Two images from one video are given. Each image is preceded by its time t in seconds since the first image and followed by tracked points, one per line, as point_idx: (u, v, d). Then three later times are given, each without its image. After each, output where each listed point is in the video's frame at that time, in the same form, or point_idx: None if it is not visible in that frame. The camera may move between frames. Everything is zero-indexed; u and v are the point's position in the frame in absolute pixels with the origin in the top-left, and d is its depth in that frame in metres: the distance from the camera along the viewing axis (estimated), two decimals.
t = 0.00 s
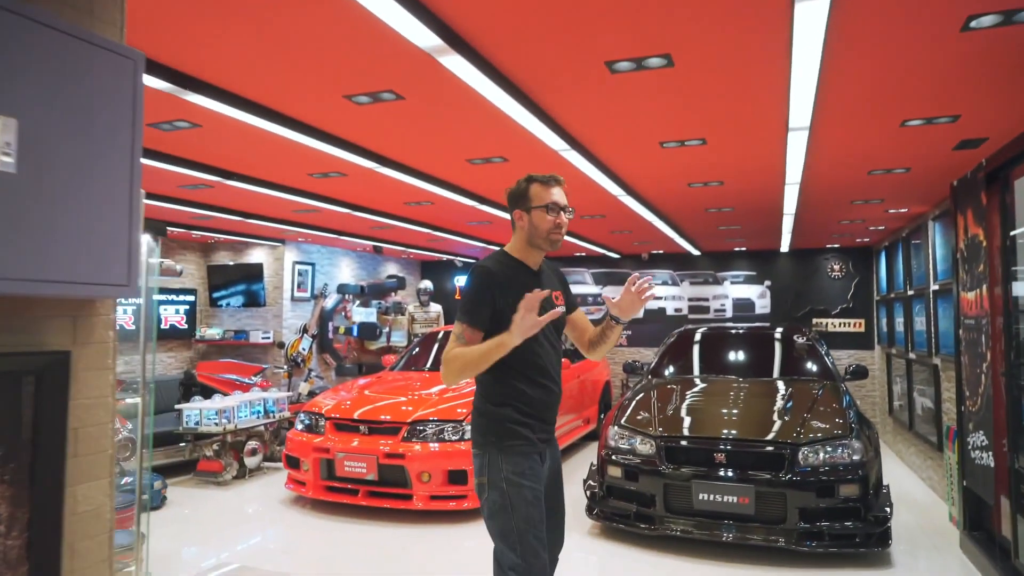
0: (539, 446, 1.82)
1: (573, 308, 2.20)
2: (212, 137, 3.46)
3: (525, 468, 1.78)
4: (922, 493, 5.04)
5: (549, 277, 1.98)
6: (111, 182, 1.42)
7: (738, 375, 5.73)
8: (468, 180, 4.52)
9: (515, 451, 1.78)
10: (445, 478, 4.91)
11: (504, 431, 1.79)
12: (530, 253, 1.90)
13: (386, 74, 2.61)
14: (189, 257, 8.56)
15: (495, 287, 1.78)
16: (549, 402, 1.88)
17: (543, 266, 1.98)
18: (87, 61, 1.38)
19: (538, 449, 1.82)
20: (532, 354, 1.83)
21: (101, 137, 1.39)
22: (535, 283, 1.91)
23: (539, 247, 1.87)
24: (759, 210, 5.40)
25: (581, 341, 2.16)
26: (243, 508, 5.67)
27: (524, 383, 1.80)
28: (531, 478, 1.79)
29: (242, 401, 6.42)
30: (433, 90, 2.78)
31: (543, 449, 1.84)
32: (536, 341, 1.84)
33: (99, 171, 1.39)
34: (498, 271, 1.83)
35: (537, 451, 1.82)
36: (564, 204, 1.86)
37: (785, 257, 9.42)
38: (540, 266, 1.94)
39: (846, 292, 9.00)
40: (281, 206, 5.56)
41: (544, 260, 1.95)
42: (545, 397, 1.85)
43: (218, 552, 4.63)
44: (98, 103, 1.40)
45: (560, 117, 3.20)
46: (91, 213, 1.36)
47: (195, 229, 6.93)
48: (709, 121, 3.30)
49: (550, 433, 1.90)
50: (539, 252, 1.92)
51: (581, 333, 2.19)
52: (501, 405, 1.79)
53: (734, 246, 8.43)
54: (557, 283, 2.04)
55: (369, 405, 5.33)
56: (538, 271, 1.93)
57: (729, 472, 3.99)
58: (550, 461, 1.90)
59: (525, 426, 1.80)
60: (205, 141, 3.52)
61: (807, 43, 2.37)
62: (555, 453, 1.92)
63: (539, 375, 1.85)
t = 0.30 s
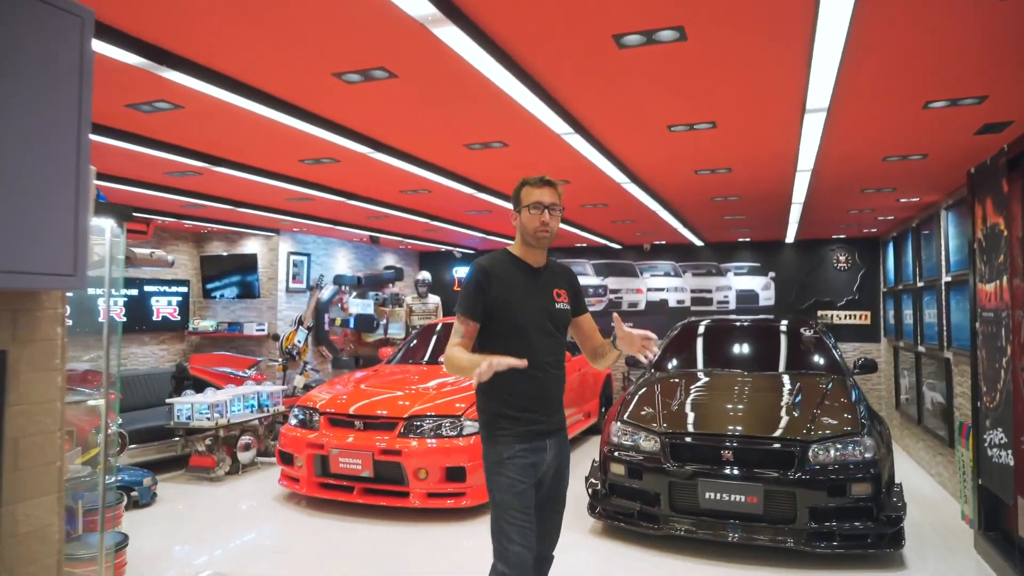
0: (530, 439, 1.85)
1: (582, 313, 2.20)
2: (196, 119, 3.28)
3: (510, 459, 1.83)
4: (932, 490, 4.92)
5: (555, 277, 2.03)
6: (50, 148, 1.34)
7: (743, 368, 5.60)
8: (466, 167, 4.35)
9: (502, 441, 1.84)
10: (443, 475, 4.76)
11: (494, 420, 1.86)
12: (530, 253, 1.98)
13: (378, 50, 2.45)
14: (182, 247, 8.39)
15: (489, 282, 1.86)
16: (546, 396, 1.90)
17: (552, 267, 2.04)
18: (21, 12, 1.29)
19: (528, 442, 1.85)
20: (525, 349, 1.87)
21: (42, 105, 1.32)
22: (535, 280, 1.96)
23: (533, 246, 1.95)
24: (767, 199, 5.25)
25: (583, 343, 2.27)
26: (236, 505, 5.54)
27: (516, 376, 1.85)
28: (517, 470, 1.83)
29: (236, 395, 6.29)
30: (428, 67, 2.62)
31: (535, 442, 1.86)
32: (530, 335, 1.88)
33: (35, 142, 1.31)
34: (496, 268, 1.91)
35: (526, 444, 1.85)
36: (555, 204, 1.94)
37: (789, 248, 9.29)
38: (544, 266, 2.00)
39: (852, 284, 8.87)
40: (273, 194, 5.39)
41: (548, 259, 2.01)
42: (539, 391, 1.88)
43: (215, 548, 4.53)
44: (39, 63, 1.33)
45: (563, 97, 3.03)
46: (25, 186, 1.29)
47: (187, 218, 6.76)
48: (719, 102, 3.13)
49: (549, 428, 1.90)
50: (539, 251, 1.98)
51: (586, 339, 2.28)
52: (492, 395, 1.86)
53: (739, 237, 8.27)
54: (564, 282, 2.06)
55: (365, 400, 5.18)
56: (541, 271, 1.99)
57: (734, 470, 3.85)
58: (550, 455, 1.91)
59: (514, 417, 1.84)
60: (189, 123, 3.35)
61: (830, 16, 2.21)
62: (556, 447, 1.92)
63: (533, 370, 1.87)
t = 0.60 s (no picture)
0: (510, 423, 1.84)
1: (587, 307, 2.11)
2: (177, 101, 3.11)
3: (484, 441, 1.84)
4: (941, 489, 4.80)
5: (561, 265, 2.00)
6: None
7: (747, 363, 5.48)
8: (464, 155, 4.20)
9: (479, 422, 1.86)
10: (439, 474, 4.63)
11: (478, 402, 1.88)
12: (533, 240, 1.97)
13: (369, 24, 2.29)
14: (173, 240, 8.22)
15: (486, 264, 1.89)
16: (529, 383, 1.87)
17: (561, 255, 2.01)
18: None
19: (505, 427, 1.84)
20: (512, 332, 1.87)
21: None
22: (535, 267, 1.94)
23: (534, 232, 1.95)
24: (773, 190, 5.13)
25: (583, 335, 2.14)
26: (228, 504, 5.42)
27: (500, 358, 1.86)
28: (490, 452, 1.83)
29: (227, 391, 6.16)
30: (422, 44, 2.46)
31: (513, 427, 1.85)
32: (518, 320, 1.87)
33: None
34: (496, 251, 1.93)
35: (503, 428, 1.84)
36: (553, 187, 1.91)
37: (793, 241, 9.18)
38: (549, 253, 1.98)
39: (857, 277, 8.79)
40: (264, 184, 5.22)
41: (553, 246, 1.99)
42: (522, 377, 1.86)
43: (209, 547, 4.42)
44: None
45: (565, 79, 2.86)
46: None
47: (176, 210, 6.58)
48: (730, 85, 2.97)
49: (532, 414, 1.87)
50: (544, 238, 1.97)
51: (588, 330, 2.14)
52: (478, 376, 1.90)
53: (742, 230, 8.13)
54: (570, 273, 2.01)
55: (360, 397, 5.02)
56: (546, 256, 1.99)
57: (741, 471, 3.71)
58: (532, 442, 1.88)
59: (493, 399, 1.85)
60: (169, 106, 3.17)
61: None
62: (539, 435, 1.89)
63: (517, 355, 1.86)
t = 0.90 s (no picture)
0: (486, 426, 1.73)
1: (567, 308, 1.96)
2: (151, 82, 2.93)
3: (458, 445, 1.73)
4: (949, 490, 4.67)
5: (542, 261, 1.84)
6: None
7: (749, 360, 5.34)
8: (459, 144, 4.03)
9: (456, 423, 1.76)
10: (433, 476, 4.46)
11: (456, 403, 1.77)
12: (514, 234, 1.82)
13: None
14: (160, 234, 8.03)
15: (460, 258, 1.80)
16: (506, 383, 1.74)
17: (544, 251, 1.85)
18: None
19: (481, 430, 1.73)
20: (486, 329, 1.75)
21: None
22: (514, 261, 1.80)
23: (514, 225, 1.80)
24: (778, 183, 4.99)
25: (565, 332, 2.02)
26: (215, 506, 5.25)
27: (478, 357, 1.75)
28: (463, 457, 1.72)
29: (214, 390, 6.00)
30: (412, 19, 2.28)
31: (486, 430, 1.72)
32: (492, 316, 1.75)
33: None
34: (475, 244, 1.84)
35: (476, 431, 1.72)
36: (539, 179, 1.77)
37: (794, 236, 9.07)
38: (530, 248, 1.83)
39: (860, 273, 8.69)
40: (251, 176, 5.04)
41: (536, 241, 1.83)
42: (498, 376, 1.74)
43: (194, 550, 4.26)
44: None
45: (565, 59, 2.69)
46: None
47: (162, 203, 6.40)
48: (739, 66, 2.80)
49: (511, 416, 1.74)
50: (525, 232, 1.82)
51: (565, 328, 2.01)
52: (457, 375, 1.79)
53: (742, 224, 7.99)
54: (555, 270, 1.86)
55: (352, 396, 4.85)
56: (527, 253, 1.83)
57: (745, 474, 3.56)
58: (512, 444, 1.75)
59: (467, 400, 1.74)
60: (144, 87, 3.00)
61: None
62: (519, 438, 1.76)
63: (492, 353, 1.74)
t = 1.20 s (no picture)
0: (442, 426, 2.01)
1: (529, 307, 2.17)
2: (114, 63, 2.77)
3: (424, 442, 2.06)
4: (951, 493, 4.56)
5: (498, 263, 2.09)
6: None
7: (747, 359, 5.21)
8: (448, 135, 3.87)
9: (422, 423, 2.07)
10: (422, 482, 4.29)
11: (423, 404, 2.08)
12: (470, 238, 2.10)
13: None
14: (141, 230, 7.82)
15: (418, 274, 2.09)
16: (459, 388, 2.00)
17: (500, 252, 2.11)
18: None
19: (439, 429, 2.02)
20: (438, 340, 2.03)
21: None
22: (468, 268, 2.06)
23: (470, 230, 2.08)
24: (777, 177, 4.87)
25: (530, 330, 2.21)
26: (196, 512, 5.06)
27: (436, 363, 2.04)
28: (427, 452, 2.04)
29: (196, 391, 5.84)
30: None
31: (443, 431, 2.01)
32: (445, 326, 2.03)
33: None
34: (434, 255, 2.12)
35: (437, 431, 2.02)
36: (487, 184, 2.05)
37: (791, 233, 8.97)
38: (486, 250, 2.10)
39: (857, 271, 8.61)
40: (232, 169, 4.86)
41: (491, 243, 2.10)
42: (450, 382, 2.00)
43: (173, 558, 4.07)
44: None
45: (559, 41, 2.53)
46: None
47: (142, 198, 6.19)
48: (741, 49, 2.66)
49: (464, 419, 1.99)
50: (480, 236, 2.09)
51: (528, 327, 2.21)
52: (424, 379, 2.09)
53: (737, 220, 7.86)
54: (509, 271, 2.09)
55: (338, 399, 4.67)
56: (484, 254, 2.08)
57: (745, 479, 3.41)
58: (467, 445, 2.00)
59: (428, 402, 2.04)
60: (107, 68, 2.83)
61: None
62: (473, 439, 1.99)
63: (445, 360, 2.02)
